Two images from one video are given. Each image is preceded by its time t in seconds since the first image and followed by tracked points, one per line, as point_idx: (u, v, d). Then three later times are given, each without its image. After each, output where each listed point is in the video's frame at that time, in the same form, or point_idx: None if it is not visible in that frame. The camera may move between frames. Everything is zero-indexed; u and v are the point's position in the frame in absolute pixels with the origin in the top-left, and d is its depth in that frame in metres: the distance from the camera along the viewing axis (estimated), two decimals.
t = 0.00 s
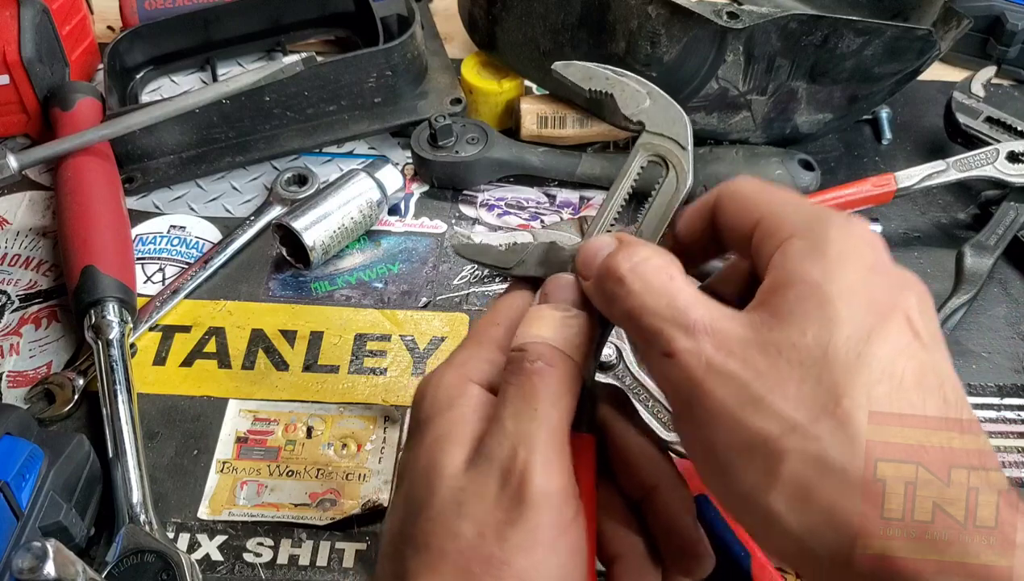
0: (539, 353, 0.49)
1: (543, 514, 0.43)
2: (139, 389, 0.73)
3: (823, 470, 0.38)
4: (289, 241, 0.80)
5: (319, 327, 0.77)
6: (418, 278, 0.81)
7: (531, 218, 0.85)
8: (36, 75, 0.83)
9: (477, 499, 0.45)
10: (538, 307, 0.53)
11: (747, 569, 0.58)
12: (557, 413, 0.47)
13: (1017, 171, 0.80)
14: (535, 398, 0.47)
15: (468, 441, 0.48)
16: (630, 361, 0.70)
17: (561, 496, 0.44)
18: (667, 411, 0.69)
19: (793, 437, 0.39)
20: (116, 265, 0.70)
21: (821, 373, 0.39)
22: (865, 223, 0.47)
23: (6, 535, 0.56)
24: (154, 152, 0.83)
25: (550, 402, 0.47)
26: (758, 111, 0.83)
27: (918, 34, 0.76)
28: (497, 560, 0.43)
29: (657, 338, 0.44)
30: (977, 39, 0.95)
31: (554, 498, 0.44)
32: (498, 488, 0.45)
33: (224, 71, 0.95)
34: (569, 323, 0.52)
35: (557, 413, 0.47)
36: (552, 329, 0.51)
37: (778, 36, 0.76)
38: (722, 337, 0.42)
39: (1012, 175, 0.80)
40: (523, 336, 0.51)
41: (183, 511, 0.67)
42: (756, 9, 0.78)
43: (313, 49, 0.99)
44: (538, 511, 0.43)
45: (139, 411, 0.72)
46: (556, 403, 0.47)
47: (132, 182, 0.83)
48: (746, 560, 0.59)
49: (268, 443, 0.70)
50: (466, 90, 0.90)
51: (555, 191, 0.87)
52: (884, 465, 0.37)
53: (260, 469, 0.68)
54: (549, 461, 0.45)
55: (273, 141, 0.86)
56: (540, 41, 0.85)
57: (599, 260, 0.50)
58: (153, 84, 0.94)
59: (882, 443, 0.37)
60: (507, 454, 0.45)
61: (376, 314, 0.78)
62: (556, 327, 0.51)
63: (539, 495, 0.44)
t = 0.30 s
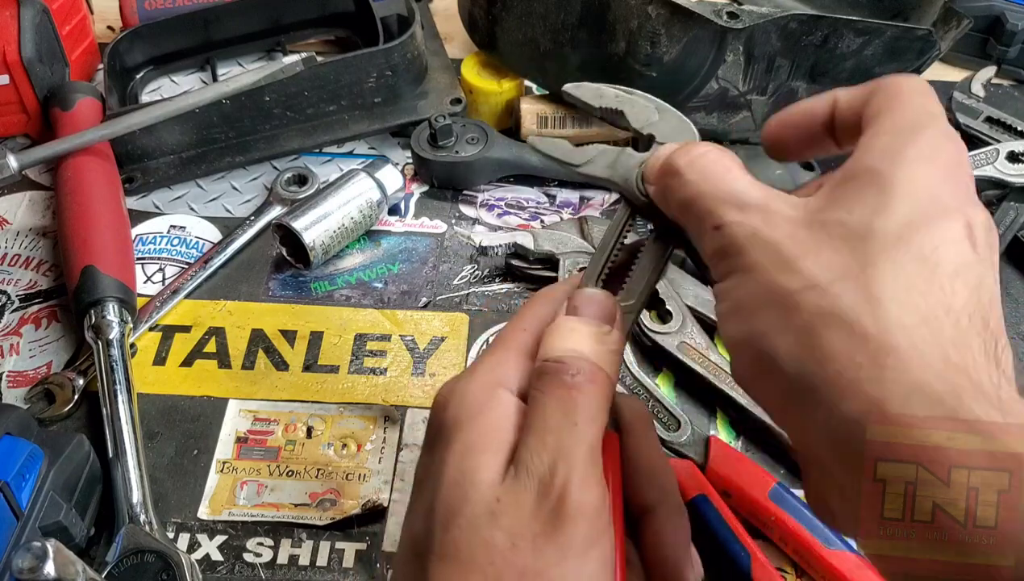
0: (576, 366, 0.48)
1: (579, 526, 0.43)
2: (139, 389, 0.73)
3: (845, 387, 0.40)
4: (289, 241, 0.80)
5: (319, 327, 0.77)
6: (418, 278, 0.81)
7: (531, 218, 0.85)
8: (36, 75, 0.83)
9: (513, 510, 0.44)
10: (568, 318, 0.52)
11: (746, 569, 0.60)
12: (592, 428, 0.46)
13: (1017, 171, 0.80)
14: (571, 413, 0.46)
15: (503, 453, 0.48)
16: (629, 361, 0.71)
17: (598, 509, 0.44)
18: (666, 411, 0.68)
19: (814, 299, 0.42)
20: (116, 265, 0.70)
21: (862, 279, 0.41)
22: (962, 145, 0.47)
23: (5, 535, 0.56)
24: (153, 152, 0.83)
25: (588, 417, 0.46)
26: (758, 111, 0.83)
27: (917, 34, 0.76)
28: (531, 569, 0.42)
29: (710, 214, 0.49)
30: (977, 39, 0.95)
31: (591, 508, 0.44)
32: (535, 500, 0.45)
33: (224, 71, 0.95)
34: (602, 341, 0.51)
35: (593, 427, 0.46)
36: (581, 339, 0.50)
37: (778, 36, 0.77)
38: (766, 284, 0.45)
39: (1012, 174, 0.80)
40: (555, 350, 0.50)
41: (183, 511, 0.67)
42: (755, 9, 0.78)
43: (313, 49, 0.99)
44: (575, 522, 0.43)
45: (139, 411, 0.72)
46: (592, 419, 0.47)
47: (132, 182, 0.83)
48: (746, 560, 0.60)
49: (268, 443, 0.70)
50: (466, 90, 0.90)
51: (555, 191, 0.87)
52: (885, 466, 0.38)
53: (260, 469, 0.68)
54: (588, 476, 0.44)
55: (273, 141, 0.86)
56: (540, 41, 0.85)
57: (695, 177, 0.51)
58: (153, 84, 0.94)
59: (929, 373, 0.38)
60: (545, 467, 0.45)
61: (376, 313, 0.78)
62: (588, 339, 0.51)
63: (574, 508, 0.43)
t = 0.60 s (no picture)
0: (442, 319, 0.48)
1: (456, 448, 0.43)
2: (139, 389, 0.73)
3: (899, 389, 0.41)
4: (289, 241, 0.80)
5: (319, 327, 0.77)
6: (418, 278, 0.81)
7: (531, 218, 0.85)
8: (36, 75, 0.83)
9: (394, 449, 0.45)
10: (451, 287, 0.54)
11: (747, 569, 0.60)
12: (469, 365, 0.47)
13: (1017, 171, 0.81)
14: (441, 353, 0.47)
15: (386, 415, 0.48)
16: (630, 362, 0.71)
17: (471, 436, 0.44)
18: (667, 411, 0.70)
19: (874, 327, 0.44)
20: (116, 265, 0.70)
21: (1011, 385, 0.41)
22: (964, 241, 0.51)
23: (5, 535, 0.56)
24: (153, 152, 0.83)
25: (460, 358, 0.47)
26: (757, 111, 0.83)
27: (917, 34, 0.76)
28: (412, 502, 0.42)
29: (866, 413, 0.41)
30: (977, 39, 0.95)
31: (468, 436, 0.44)
32: (410, 436, 0.45)
33: (224, 71, 0.95)
34: (474, 295, 0.52)
35: (468, 365, 0.47)
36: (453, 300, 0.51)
37: (778, 36, 0.77)
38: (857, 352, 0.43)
39: (1012, 175, 0.80)
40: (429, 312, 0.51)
41: (183, 511, 0.67)
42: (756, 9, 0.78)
43: (313, 49, 0.99)
44: (448, 446, 0.43)
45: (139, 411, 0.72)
46: (463, 356, 0.47)
47: (132, 181, 0.83)
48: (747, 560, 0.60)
49: (268, 443, 0.70)
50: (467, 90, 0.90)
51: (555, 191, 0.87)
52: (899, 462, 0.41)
53: (260, 469, 0.68)
54: (457, 404, 0.44)
55: (273, 141, 0.86)
56: (540, 40, 0.85)
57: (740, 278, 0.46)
58: (153, 84, 0.94)
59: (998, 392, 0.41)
60: (415, 407, 0.45)
61: (377, 314, 0.78)
62: (466, 298, 0.51)
63: (440, 433, 0.43)
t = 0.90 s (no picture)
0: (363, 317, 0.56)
1: (365, 429, 0.50)
2: (140, 389, 0.73)
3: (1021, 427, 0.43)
4: (289, 241, 0.80)
5: (319, 327, 0.77)
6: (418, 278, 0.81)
7: (531, 218, 0.85)
8: (36, 75, 0.83)
9: (326, 440, 0.53)
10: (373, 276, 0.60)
11: (746, 569, 0.60)
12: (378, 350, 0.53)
13: (1017, 171, 0.80)
14: (355, 349, 0.54)
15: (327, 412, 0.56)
16: (630, 361, 0.70)
17: (388, 421, 0.51)
18: (667, 412, 0.68)
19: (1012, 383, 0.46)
20: (116, 266, 0.70)
21: None
22: None
23: (6, 535, 0.56)
24: (153, 152, 0.83)
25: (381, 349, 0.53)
26: (758, 111, 0.83)
27: (917, 34, 0.76)
28: (333, 490, 0.50)
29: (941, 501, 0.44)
30: (978, 39, 0.95)
31: (374, 418, 0.51)
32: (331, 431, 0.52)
33: (224, 71, 0.95)
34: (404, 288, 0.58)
35: (381, 351, 0.53)
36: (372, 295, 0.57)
37: (778, 36, 0.77)
38: None
39: (1012, 175, 0.80)
40: (356, 311, 0.58)
41: (183, 511, 0.67)
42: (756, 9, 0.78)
43: (313, 48, 0.99)
44: (355, 429, 0.50)
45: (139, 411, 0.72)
46: (376, 344, 0.53)
47: (132, 182, 0.83)
48: (746, 560, 0.60)
49: (268, 443, 0.70)
50: (466, 91, 0.90)
51: (555, 191, 0.87)
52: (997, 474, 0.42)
53: (260, 469, 0.68)
54: (360, 388, 0.52)
55: (273, 141, 0.86)
56: (540, 40, 0.85)
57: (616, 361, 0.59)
58: (153, 84, 0.94)
59: None
60: (332, 400, 0.53)
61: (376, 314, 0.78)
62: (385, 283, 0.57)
63: (349, 418, 0.51)
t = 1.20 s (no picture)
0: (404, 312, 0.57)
1: (377, 429, 0.49)
2: (139, 389, 0.73)
3: None
4: (288, 241, 0.80)
5: (319, 327, 0.77)
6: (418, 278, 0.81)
7: (531, 218, 0.85)
8: (36, 75, 0.83)
9: (340, 435, 0.53)
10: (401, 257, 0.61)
11: (746, 569, 0.60)
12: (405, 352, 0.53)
13: (1017, 170, 0.80)
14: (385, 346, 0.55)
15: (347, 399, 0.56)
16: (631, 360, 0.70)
17: (399, 426, 0.50)
18: (667, 412, 0.68)
19: None
20: (116, 266, 0.70)
21: None
22: None
23: (5, 535, 0.56)
24: (154, 152, 0.83)
25: (404, 350, 0.54)
26: (758, 111, 0.83)
27: (917, 34, 0.76)
28: (338, 486, 0.50)
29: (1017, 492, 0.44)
30: (978, 39, 0.95)
31: (387, 418, 0.50)
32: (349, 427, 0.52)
33: (224, 71, 0.95)
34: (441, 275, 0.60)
35: (407, 353, 0.54)
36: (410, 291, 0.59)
37: (778, 36, 0.77)
38: None
39: (1012, 175, 0.80)
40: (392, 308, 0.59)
41: (183, 512, 0.67)
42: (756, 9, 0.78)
43: (313, 48, 0.99)
44: (367, 430, 0.49)
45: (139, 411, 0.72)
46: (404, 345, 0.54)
47: (132, 182, 0.83)
48: (746, 560, 0.60)
49: (268, 443, 0.70)
50: (466, 90, 0.90)
51: (555, 191, 0.87)
52: None
53: (260, 469, 0.68)
54: (379, 387, 0.51)
55: (272, 141, 0.86)
56: (540, 40, 0.85)
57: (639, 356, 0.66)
58: (153, 84, 0.94)
59: None
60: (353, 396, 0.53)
61: (377, 314, 0.78)
62: (423, 282, 0.59)
63: (360, 415, 0.50)
